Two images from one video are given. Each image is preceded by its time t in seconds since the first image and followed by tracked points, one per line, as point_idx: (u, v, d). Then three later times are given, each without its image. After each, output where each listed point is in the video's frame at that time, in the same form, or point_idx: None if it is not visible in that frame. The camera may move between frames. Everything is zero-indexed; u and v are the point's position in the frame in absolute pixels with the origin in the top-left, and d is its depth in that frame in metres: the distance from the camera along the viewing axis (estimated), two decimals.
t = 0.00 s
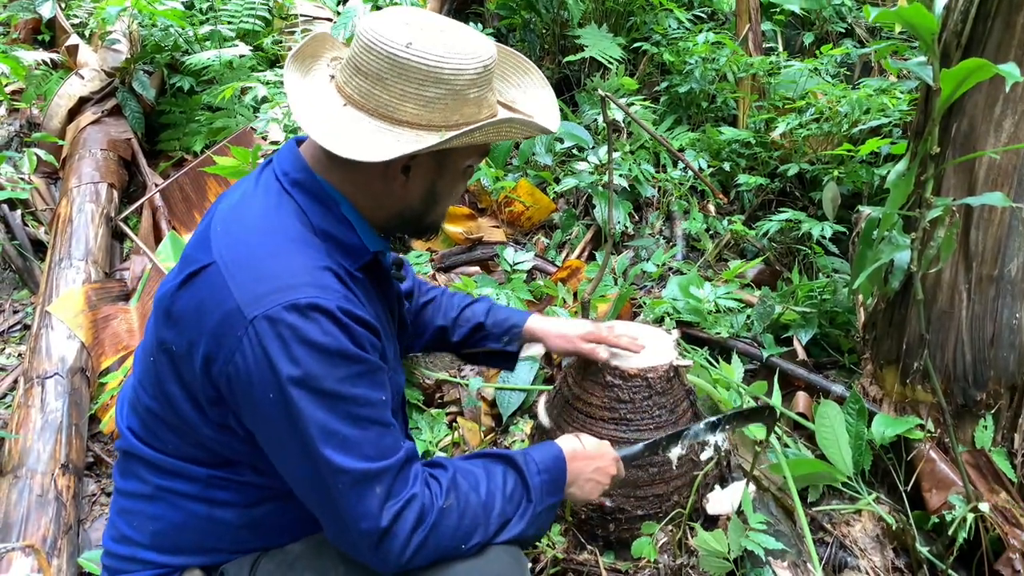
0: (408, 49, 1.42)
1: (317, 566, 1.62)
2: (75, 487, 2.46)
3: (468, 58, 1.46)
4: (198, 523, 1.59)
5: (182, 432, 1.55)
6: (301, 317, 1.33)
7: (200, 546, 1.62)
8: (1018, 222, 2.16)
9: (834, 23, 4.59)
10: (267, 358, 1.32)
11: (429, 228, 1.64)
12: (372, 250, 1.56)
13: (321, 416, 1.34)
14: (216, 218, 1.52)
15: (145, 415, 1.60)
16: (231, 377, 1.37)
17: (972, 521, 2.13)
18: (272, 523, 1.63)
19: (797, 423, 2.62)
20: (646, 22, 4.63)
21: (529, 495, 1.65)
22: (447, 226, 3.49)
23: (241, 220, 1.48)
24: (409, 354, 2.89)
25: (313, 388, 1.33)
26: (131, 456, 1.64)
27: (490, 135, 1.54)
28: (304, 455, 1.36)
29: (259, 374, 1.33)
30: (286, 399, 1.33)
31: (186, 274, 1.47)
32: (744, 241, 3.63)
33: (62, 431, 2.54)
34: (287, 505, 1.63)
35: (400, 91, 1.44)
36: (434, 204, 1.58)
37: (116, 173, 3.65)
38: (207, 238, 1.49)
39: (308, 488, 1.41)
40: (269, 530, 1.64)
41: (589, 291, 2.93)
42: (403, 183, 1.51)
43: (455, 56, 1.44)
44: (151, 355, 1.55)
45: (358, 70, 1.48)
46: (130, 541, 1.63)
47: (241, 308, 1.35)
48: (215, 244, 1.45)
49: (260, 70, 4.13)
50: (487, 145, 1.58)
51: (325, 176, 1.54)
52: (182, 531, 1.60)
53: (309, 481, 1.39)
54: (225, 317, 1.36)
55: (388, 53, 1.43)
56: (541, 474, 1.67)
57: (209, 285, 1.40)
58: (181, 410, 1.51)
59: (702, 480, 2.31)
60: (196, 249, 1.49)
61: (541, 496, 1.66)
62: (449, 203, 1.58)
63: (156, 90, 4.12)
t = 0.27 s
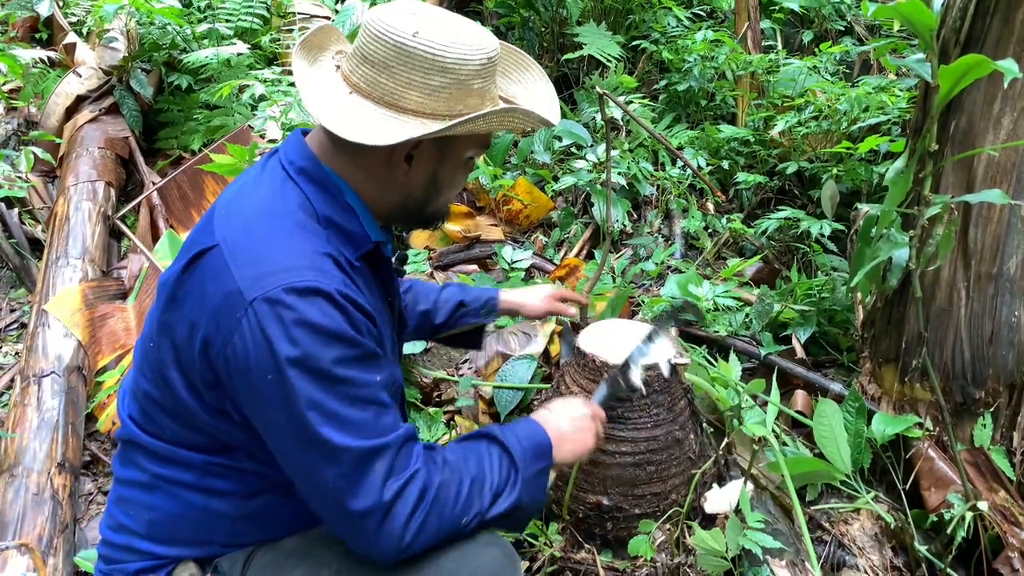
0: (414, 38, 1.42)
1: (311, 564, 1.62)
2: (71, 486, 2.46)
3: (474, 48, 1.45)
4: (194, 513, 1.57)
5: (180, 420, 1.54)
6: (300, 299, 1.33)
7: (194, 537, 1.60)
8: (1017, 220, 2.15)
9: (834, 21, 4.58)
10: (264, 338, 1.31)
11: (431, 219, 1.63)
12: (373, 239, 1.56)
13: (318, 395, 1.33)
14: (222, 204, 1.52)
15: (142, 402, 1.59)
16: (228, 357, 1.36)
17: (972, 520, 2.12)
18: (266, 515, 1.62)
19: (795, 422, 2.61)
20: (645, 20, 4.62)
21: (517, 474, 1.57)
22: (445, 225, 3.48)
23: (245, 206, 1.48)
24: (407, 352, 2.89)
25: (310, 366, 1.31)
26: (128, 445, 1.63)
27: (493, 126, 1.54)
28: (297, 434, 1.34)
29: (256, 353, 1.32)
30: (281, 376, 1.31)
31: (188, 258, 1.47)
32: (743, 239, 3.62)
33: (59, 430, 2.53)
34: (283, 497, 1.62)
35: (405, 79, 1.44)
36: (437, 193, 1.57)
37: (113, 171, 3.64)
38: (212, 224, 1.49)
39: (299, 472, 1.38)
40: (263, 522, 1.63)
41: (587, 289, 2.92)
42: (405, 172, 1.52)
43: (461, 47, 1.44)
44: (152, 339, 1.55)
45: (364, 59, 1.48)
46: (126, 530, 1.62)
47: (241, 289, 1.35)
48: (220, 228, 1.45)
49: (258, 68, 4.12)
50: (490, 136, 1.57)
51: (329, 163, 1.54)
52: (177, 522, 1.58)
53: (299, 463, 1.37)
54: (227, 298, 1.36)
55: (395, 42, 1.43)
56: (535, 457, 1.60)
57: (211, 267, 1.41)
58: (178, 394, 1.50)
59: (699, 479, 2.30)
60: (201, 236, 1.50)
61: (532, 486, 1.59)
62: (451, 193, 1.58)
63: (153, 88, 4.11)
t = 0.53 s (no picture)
0: (425, 32, 1.43)
1: (312, 564, 1.55)
2: (69, 485, 2.45)
3: (483, 45, 1.47)
4: (200, 513, 1.52)
5: (206, 411, 1.48)
6: (350, 259, 1.31)
7: (202, 535, 1.54)
8: (1017, 218, 2.14)
9: (834, 20, 4.57)
10: (325, 300, 1.26)
11: (433, 215, 1.61)
12: (384, 230, 1.53)
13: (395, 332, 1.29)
14: (232, 193, 1.46)
15: (158, 396, 1.53)
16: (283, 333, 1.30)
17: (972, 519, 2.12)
18: (283, 509, 1.57)
19: (794, 421, 2.60)
20: (644, 19, 4.61)
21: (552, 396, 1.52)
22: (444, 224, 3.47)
23: (262, 193, 1.42)
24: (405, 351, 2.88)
25: (377, 314, 1.28)
26: (135, 441, 1.59)
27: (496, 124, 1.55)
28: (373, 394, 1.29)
29: (318, 320, 1.26)
30: (349, 334, 1.26)
31: (208, 247, 1.40)
32: (742, 238, 3.62)
33: (57, 429, 2.53)
34: (294, 492, 1.57)
35: (415, 72, 1.44)
36: (443, 189, 1.55)
37: (112, 170, 3.63)
38: (228, 212, 1.41)
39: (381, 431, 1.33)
40: (278, 516, 1.57)
41: (586, 289, 2.92)
42: (412, 164, 1.50)
43: (470, 42, 1.45)
44: (170, 335, 1.48)
45: (373, 54, 1.48)
46: (128, 530, 1.59)
47: (286, 264, 1.29)
48: (237, 215, 1.39)
49: (257, 67, 4.11)
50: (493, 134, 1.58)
51: (336, 155, 1.50)
52: (182, 520, 1.53)
53: (380, 422, 1.32)
54: (259, 278, 1.30)
55: (406, 36, 1.44)
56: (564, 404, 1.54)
57: (240, 254, 1.34)
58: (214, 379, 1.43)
59: (699, 479, 2.29)
60: (214, 223, 1.43)
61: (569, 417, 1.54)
62: (455, 188, 1.57)
63: (152, 88, 4.10)
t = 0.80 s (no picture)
0: (408, 20, 1.47)
1: (317, 564, 1.54)
2: (68, 487, 2.45)
3: (463, 33, 1.50)
4: (199, 511, 1.52)
5: (202, 402, 1.48)
6: (345, 242, 1.33)
7: (202, 533, 1.53)
8: (1017, 219, 2.14)
9: (834, 22, 4.57)
10: (322, 281, 1.28)
11: (419, 207, 1.62)
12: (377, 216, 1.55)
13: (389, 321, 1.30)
14: (226, 187, 1.48)
15: (155, 391, 1.53)
16: (280, 317, 1.32)
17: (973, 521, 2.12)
18: (282, 506, 1.57)
19: (794, 423, 2.60)
20: (645, 21, 4.61)
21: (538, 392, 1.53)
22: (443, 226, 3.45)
23: (256, 183, 1.44)
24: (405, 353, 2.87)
25: (371, 298, 1.29)
26: (132, 442, 1.58)
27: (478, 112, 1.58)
28: (364, 378, 1.29)
29: (314, 301, 1.28)
30: (342, 315, 1.28)
31: (204, 238, 1.42)
32: (743, 240, 3.62)
33: (56, 431, 2.53)
34: (294, 487, 1.57)
35: (398, 58, 1.46)
36: (428, 177, 1.56)
37: (112, 171, 3.63)
38: (222, 203, 1.44)
39: (374, 416, 1.33)
40: (276, 514, 1.57)
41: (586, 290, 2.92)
42: (397, 151, 1.52)
43: (451, 30, 1.48)
44: (166, 327, 1.48)
45: (358, 44, 1.50)
46: (129, 532, 1.58)
47: (282, 246, 1.32)
48: (233, 205, 1.41)
49: (257, 69, 4.11)
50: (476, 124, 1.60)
51: (322, 142, 1.52)
52: (182, 518, 1.53)
53: (372, 405, 1.31)
54: (258, 264, 1.33)
55: (389, 24, 1.47)
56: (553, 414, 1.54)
57: (236, 239, 1.37)
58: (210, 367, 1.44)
59: (699, 481, 2.29)
60: (209, 215, 1.45)
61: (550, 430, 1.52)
62: (440, 177, 1.58)
63: (152, 89, 4.10)
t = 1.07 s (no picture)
0: (407, 25, 1.47)
1: (303, 561, 1.55)
2: (68, 487, 2.45)
3: (462, 40, 1.51)
4: (187, 510, 1.52)
5: (190, 401, 1.48)
6: (334, 243, 1.33)
7: (190, 532, 1.54)
8: (1017, 220, 2.14)
9: (834, 23, 4.57)
10: (311, 279, 1.28)
11: (414, 213, 1.62)
12: (370, 221, 1.54)
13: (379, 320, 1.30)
14: (220, 188, 1.48)
15: (145, 389, 1.54)
16: (268, 316, 1.31)
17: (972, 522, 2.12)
18: (270, 507, 1.57)
19: (794, 424, 2.60)
20: (645, 22, 4.61)
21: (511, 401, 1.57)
22: (443, 226, 3.43)
23: (248, 184, 1.44)
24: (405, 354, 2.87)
25: (361, 296, 1.29)
26: (123, 440, 1.59)
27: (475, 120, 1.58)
28: (348, 377, 1.28)
29: (302, 299, 1.28)
30: (331, 313, 1.27)
31: (195, 238, 1.42)
32: (743, 241, 3.62)
33: (56, 432, 2.53)
34: (282, 488, 1.56)
35: (398, 63, 1.46)
36: (424, 181, 1.56)
37: (112, 172, 3.63)
38: (215, 204, 1.44)
39: (359, 415, 1.32)
40: (264, 515, 1.57)
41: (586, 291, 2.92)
42: (394, 155, 1.52)
43: (450, 36, 1.49)
44: (156, 327, 1.49)
45: (357, 48, 1.50)
46: (118, 530, 1.59)
47: (271, 246, 1.32)
48: (225, 206, 1.41)
49: (258, 69, 4.12)
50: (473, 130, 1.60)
51: (319, 147, 1.52)
52: (171, 517, 1.53)
53: (367, 406, 1.30)
54: (247, 264, 1.33)
55: (388, 29, 1.47)
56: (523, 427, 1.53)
57: (227, 239, 1.37)
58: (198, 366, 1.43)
59: (699, 482, 2.28)
60: (201, 216, 1.45)
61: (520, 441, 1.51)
62: (436, 182, 1.58)
63: (153, 90, 4.11)
